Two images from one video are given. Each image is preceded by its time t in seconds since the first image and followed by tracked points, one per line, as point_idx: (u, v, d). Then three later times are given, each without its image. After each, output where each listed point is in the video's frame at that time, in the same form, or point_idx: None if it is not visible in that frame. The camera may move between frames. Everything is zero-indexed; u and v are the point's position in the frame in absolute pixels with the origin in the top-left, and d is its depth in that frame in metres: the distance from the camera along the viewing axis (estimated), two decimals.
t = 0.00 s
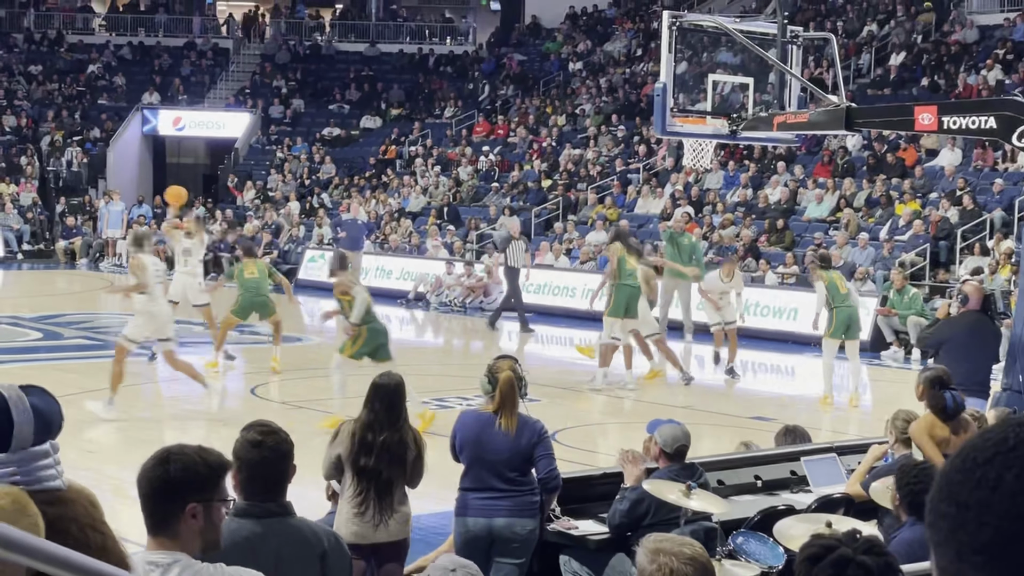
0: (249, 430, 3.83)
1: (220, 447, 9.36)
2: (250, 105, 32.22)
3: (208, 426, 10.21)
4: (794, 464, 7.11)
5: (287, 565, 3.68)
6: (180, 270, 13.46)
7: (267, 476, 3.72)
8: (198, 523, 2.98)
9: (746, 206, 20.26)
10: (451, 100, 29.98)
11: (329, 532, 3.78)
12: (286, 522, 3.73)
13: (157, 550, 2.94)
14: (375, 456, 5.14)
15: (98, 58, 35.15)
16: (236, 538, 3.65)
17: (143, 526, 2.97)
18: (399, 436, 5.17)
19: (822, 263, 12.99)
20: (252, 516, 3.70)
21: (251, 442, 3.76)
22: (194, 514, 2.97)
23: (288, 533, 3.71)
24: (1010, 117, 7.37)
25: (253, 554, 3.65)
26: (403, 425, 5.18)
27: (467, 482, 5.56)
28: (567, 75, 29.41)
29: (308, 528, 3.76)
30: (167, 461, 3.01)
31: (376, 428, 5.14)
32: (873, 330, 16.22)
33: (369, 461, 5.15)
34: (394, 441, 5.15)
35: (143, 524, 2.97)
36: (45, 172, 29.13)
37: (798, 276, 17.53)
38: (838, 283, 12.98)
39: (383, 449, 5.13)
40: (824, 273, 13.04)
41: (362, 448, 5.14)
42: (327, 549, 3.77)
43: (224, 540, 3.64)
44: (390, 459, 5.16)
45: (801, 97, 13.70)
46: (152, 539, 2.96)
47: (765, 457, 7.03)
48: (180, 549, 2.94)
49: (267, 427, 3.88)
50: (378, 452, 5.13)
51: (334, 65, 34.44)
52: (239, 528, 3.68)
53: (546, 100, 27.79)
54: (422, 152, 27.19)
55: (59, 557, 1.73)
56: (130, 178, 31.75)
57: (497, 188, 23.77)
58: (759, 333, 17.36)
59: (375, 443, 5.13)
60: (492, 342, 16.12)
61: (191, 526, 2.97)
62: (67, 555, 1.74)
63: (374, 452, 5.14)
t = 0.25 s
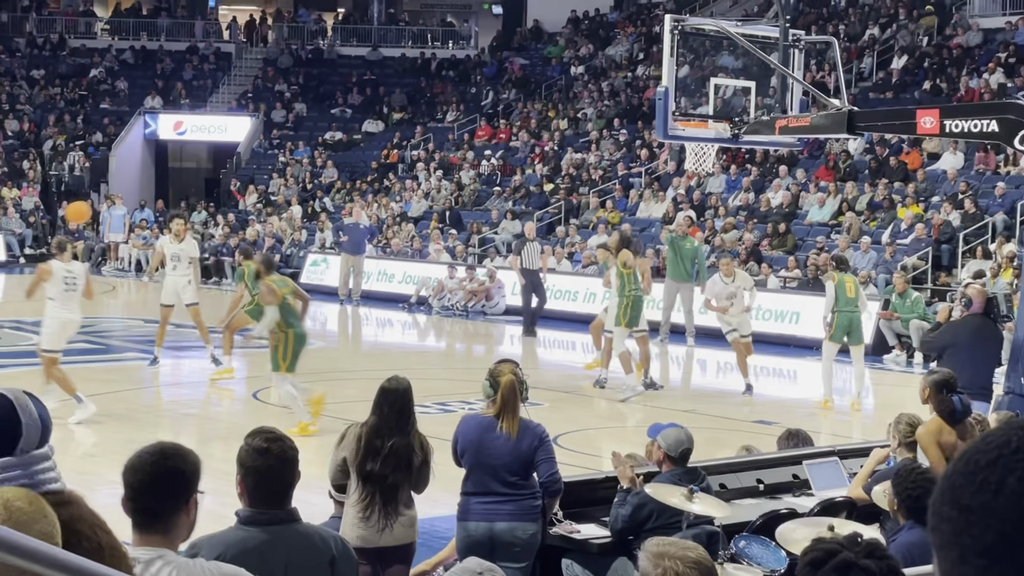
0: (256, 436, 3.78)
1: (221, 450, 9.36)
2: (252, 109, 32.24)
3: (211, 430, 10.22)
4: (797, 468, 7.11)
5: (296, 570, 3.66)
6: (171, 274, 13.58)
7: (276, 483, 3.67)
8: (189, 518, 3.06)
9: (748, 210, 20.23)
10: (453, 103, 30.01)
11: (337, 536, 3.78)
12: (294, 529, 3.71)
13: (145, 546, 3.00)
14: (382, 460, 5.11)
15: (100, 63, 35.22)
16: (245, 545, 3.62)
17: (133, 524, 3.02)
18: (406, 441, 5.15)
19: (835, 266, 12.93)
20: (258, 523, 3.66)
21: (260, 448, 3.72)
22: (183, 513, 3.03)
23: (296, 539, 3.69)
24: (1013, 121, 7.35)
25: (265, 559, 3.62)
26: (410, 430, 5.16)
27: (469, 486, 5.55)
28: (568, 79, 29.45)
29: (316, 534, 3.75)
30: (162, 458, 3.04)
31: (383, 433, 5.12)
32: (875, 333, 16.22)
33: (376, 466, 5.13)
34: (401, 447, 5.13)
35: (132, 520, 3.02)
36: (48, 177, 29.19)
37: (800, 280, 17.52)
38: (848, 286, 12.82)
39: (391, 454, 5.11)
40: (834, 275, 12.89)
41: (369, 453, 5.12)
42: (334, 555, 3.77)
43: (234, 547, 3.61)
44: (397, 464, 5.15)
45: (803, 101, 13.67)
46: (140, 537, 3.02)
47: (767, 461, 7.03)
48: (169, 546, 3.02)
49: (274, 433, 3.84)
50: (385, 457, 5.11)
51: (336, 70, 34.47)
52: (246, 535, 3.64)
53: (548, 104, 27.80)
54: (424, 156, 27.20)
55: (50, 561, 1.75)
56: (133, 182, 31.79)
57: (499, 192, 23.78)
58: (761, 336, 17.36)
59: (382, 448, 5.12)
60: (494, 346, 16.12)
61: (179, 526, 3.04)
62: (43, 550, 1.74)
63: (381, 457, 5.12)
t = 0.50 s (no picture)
0: (258, 442, 3.77)
1: (226, 453, 9.38)
2: (256, 112, 32.25)
3: (215, 433, 10.23)
4: (800, 470, 7.11)
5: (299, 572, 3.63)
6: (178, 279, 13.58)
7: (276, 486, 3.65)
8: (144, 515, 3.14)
9: (751, 212, 20.21)
10: (457, 106, 30.03)
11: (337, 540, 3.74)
12: (296, 533, 3.68)
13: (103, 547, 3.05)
14: (390, 467, 5.07)
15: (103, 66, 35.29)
16: (246, 549, 3.60)
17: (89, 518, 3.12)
18: (414, 447, 5.11)
19: (836, 268, 12.91)
20: (260, 528, 3.64)
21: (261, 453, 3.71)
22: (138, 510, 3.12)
23: (297, 542, 3.66)
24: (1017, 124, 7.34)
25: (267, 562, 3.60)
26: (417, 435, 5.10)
27: (474, 490, 5.56)
28: (572, 81, 29.48)
29: (319, 538, 3.71)
30: (114, 458, 3.16)
31: (390, 438, 5.09)
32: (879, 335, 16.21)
33: (384, 473, 5.10)
34: (409, 453, 5.09)
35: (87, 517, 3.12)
36: (52, 180, 29.25)
37: (803, 282, 17.52)
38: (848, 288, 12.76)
39: (399, 461, 5.07)
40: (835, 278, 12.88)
41: (377, 459, 5.08)
42: (338, 559, 3.72)
43: (236, 551, 3.60)
44: (405, 471, 5.10)
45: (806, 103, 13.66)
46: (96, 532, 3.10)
47: (771, 463, 7.03)
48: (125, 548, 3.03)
49: (278, 439, 3.82)
50: (393, 464, 5.07)
51: (340, 72, 34.49)
52: (248, 540, 3.62)
53: (551, 107, 27.81)
54: (428, 159, 27.20)
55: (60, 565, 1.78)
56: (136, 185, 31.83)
57: (503, 195, 23.78)
58: (765, 338, 17.36)
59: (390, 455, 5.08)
60: (498, 348, 16.13)
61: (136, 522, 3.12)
62: (44, 553, 1.75)
63: (390, 464, 5.07)
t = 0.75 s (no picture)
0: (268, 442, 3.78)
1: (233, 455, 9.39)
2: (262, 114, 32.27)
3: (222, 434, 10.25)
4: (808, 471, 7.10)
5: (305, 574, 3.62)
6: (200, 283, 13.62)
7: (284, 488, 3.65)
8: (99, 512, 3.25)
9: (758, 213, 20.17)
10: (463, 108, 30.04)
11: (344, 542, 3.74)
12: (304, 536, 3.68)
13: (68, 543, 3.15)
14: (402, 465, 5.13)
15: (110, 68, 35.36)
16: (253, 551, 3.61)
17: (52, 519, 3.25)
18: (425, 445, 5.17)
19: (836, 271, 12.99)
20: (269, 530, 3.64)
21: (270, 454, 3.71)
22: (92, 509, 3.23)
23: (305, 544, 3.66)
24: None
25: (271, 566, 3.60)
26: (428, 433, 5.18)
27: (481, 491, 5.56)
28: (578, 83, 29.48)
29: (325, 541, 3.71)
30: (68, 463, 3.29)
31: (400, 436, 5.14)
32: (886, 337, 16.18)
33: (394, 471, 5.14)
34: (420, 450, 5.15)
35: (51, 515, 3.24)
36: (59, 182, 29.31)
37: (810, 283, 17.50)
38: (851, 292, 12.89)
39: (410, 458, 5.13)
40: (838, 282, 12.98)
41: (387, 457, 5.13)
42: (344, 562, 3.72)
43: (242, 554, 3.60)
44: (415, 468, 5.16)
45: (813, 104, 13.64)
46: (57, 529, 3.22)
47: (780, 464, 7.02)
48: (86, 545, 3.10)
49: (286, 440, 3.82)
50: (404, 461, 5.13)
51: (346, 74, 34.50)
52: (257, 541, 3.63)
53: (558, 109, 27.80)
54: (434, 160, 27.20)
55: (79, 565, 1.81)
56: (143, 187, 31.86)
57: (509, 196, 23.76)
58: (773, 340, 17.34)
59: (401, 452, 5.13)
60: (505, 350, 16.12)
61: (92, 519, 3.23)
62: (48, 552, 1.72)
63: (400, 462, 5.13)
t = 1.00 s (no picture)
0: (276, 440, 3.78)
1: (243, 455, 9.43)
2: (271, 115, 32.30)
3: (233, 435, 10.29)
4: (818, 472, 7.11)
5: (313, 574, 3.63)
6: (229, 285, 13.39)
7: (292, 488, 3.66)
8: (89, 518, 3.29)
9: (767, 213, 20.14)
10: (472, 109, 30.06)
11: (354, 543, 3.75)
12: (313, 534, 3.69)
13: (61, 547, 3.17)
14: (410, 465, 5.15)
15: (120, 70, 35.47)
16: (261, 551, 3.61)
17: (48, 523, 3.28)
18: (433, 445, 5.19)
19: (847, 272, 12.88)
20: (277, 528, 3.65)
21: (279, 453, 3.71)
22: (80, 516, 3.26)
23: (314, 543, 3.67)
24: None
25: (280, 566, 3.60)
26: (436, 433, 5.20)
27: (491, 492, 5.58)
28: (587, 83, 29.50)
29: (333, 539, 3.72)
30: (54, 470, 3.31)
31: (409, 437, 5.16)
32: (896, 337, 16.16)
33: (403, 471, 5.16)
34: (429, 450, 5.17)
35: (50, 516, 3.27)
36: (69, 184, 29.41)
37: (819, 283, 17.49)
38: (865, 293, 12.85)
39: (419, 458, 5.15)
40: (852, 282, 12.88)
41: (396, 457, 5.15)
42: (353, 562, 3.73)
43: (250, 553, 3.60)
44: (423, 468, 5.18)
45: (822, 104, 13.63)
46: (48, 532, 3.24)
47: (790, 465, 7.03)
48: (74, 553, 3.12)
49: (294, 438, 3.83)
50: (413, 461, 5.15)
51: (355, 75, 34.52)
52: (266, 540, 3.64)
53: (567, 109, 27.79)
54: (443, 161, 27.20)
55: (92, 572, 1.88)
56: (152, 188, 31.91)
57: (518, 197, 23.76)
58: (782, 340, 17.33)
59: (410, 452, 5.15)
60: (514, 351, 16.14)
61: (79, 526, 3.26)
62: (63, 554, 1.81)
63: (410, 461, 5.15)
